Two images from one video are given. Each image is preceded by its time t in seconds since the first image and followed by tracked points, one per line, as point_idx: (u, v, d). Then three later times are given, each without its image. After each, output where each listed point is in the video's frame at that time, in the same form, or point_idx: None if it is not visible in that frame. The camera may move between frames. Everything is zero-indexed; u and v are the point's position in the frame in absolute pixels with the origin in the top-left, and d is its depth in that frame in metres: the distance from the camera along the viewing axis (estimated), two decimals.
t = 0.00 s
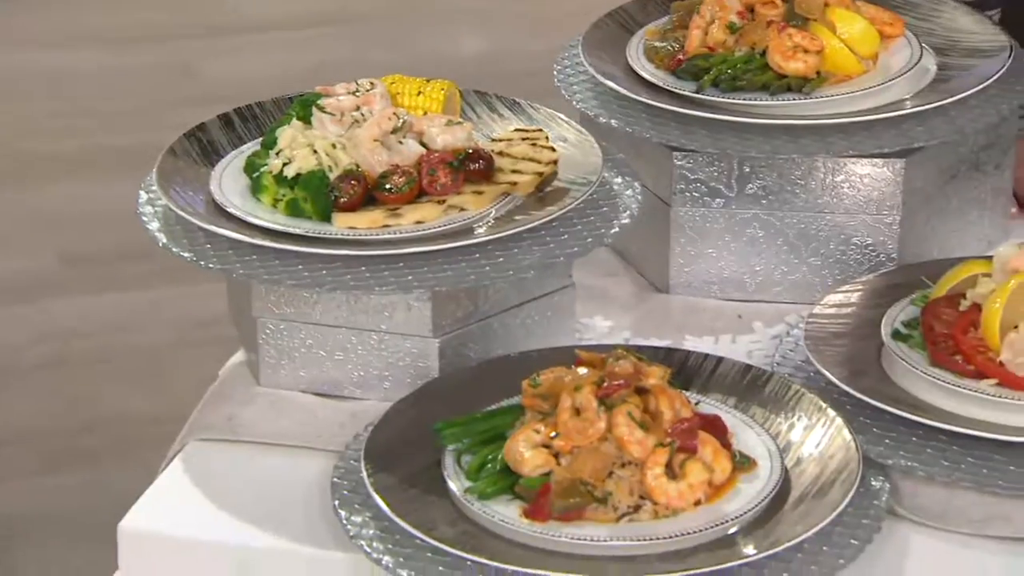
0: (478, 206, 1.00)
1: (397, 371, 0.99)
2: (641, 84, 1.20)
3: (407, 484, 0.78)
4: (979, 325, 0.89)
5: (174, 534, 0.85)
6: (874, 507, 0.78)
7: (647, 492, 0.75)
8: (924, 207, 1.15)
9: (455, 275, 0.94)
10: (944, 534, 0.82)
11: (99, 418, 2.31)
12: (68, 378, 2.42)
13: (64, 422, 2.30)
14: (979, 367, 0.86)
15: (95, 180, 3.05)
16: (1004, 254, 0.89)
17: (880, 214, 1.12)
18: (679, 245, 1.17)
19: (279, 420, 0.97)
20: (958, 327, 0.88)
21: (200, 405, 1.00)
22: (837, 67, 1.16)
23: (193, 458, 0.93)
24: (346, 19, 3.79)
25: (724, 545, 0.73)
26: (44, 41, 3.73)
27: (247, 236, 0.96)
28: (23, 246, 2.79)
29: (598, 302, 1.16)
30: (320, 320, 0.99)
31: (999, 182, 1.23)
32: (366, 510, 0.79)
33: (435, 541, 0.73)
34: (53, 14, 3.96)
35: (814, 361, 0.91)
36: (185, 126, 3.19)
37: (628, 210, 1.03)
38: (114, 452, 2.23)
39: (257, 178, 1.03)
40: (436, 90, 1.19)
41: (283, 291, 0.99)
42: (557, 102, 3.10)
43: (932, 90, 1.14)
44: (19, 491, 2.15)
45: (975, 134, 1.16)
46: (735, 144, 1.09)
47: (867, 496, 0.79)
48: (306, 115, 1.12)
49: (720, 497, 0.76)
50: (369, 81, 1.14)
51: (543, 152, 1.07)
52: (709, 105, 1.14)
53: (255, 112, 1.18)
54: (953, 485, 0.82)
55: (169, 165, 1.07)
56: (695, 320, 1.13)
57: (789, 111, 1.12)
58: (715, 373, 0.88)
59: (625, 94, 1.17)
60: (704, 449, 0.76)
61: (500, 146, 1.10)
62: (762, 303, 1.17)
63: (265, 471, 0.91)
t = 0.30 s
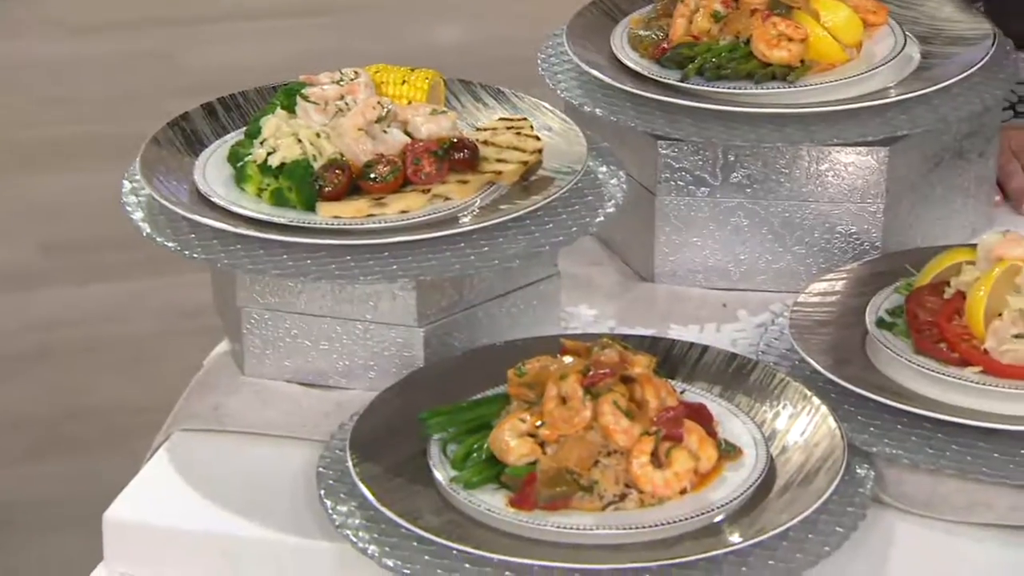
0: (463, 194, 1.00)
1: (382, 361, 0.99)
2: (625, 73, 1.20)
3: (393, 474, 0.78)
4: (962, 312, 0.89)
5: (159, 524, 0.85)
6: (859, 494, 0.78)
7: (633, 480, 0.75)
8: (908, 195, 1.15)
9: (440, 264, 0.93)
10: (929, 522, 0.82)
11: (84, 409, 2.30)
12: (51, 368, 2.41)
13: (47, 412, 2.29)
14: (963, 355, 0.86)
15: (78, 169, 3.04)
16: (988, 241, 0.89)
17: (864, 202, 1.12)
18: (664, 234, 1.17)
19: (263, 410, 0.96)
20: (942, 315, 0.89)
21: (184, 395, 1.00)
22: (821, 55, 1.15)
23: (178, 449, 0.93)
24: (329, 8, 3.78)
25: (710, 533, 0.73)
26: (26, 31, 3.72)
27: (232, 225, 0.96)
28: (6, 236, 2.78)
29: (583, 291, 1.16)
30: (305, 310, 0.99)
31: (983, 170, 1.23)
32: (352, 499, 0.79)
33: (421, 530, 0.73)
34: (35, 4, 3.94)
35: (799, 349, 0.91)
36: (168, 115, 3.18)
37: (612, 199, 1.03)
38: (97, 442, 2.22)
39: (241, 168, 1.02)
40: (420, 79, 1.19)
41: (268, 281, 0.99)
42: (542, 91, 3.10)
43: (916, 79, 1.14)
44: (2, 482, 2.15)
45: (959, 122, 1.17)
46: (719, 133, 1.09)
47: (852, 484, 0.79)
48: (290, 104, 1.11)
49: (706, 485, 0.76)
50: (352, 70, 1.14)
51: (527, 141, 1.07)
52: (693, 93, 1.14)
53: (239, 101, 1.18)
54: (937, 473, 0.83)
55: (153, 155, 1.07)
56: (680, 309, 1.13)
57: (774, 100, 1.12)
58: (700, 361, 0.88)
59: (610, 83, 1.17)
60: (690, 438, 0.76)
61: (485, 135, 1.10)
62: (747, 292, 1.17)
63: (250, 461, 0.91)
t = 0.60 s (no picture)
0: (450, 185, 1.00)
1: (369, 353, 0.99)
2: (612, 64, 1.20)
3: (381, 466, 0.78)
4: (949, 302, 0.89)
5: (146, 517, 0.85)
6: (847, 485, 0.79)
7: (622, 472, 0.75)
8: (894, 185, 1.16)
9: (428, 257, 0.93)
10: (916, 512, 0.82)
11: (71, 402, 2.29)
12: (37, 361, 2.40)
13: (33, 405, 2.29)
14: (950, 345, 0.86)
15: (62, 162, 3.02)
16: (975, 231, 0.90)
17: (851, 193, 1.13)
18: (650, 225, 1.17)
19: (250, 403, 0.96)
20: (928, 305, 0.89)
21: (171, 388, 1.00)
22: (807, 46, 1.16)
23: (165, 442, 0.93)
24: None
25: (698, 524, 0.73)
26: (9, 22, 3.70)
27: (218, 218, 0.96)
28: None
29: (569, 283, 1.16)
30: (292, 302, 0.99)
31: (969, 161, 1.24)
32: (340, 492, 0.79)
33: (410, 523, 0.73)
34: None
35: (786, 340, 0.91)
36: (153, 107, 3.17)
37: (600, 190, 1.03)
38: (84, 435, 2.22)
39: (227, 160, 1.02)
40: (406, 71, 1.18)
41: (255, 273, 0.99)
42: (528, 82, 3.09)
43: (902, 70, 1.14)
44: None
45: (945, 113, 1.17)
46: (706, 125, 1.09)
47: (840, 475, 0.80)
48: (276, 96, 1.10)
49: (694, 476, 0.76)
50: (338, 62, 1.13)
51: (514, 133, 1.07)
52: (680, 85, 1.14)
53: (225, 93, 1.17)
54: (925, 463, 0.83)
55: (138, 147, 1.06)
56: (667, 300, 1.13)
57: (760, 91, 1.12)
58: (688, 352, 0.88)
59: (596, 74, 1.17)
60: (678, 429, 0.76)
61: (472, 127, 1.09)
62: (734, 283, 1.17)
63: (237, 454, 0.91)
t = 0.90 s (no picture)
0: (438, 179, 1.00)
1: (357, 347, 0.99)
2: (599, 57, 1.20)
3: (370, 460, 0.78)
4: (937, 295, 0.89)
5: (133, 512, 0.85)
6: (836, 478, 0.79)
7: (611, 465, 0.75)
8: (881, 177, 1.16)
9: (416, 250, 0.93)
10: (905, 504, 0.82)
11: (58, 397, 2.29)
12: (22, 356, 2.40)
13: (19, 400, 2.28)
14: (938, 337, 0.87)
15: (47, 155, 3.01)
16: (962, 223, 0.90)
17: (838, 185, 1.13)
18: (638, 218, 1.17)
19: (238, 397, 0.96)
20: (917, 298, 0.89)
21: (158, 382, 1.00)
22: (794, 39, 1.16)
23: (153, 437, 0.92)
24: None
25: (688, 517, 0.73)
26: None
27: (205, 212, 0.95)
28: None
29: (557, 276, 1.16)
30: (279, 296, 0.99)
31: (955, 152, 1.24)
32: (330, 486, 0.79)
33: (399, 517, 0.73)
34: None
35: (774, 332, 0.91)
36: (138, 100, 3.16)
37: (588, 183, 1.03)
38: (70, 430, 2.21)
39: (214, 154, 1.02)
40: (394, 64, 1.18)
41: (242, 268, 0.98)
42: (515, 75, 3.09)
43: (889, 62, 1.15)
44: None
45: (932, 105, 1.17)
46: (693, 117, 1.09)
47: (829, 467, 0.80)
48: (263, 90, 1.10)
49: (684, 469, 0.76)
50: (325, 55, 1.13)
51: (502, 125, 1.07)
52: (667, 77, 1.14)
53: (211, 87, 1.17)
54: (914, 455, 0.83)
55: (125, 140, 1.06)
56: (655, 293, 1.13)
57: (747, 83, 1.12)
58: (676, 345, 0.88)
59: (583, 67, 1.17)
60: (668, 422, 0.76)
61: (459, 120, 1.09)
62: (722, 276, 1.17)
63: (226, 449, 0.91)
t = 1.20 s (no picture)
0: (426, 174, 0.99)
1: (346, 344, 0.98)
2: (586, 51, 1.19)
3: (360, 457, 0.78)
4: (927, 289, 0.89)
5: (120, 510, 0.84)
6: (827, 473, 0.79)
7: (602, 462, 0.74)
8: (870, 172, 1.16)
9: (404, 246, 0.93)
10: (896, 499, 0.82)
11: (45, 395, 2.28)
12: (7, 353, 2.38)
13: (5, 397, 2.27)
14: (928, 332, 0.86)
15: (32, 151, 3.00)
16: (952, 217, 0.90)
17: (827, 179, 1.13)
18: (626, 213, 1.17)
19: (226, 394, 0.96)
20: (907, 292, 0.89)
21: (145, 380, 0.99)
22: (782, 32, 1.16)
23: (140, 435, 0.92)
24: None
25: (680, 513, 0.73)
26: None
27: (193, 208, 0.95)
28: None
29: (546, 271, 1.16)
30: (267, 293, 0.98)
31: (943, 147, 1.24)
32: (319, 483, 0.78)
33: (389, 514, 0.73)
34: None
35: (764, 327, 0.91)
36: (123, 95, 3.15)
37: (577, 178, 1.03)
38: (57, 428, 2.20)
39: (200, 149, 1.01)
40: (380, 59, 1.17)
41: (229, 264, 0.98)
42: (501, 70, 3.08)
43: (878, 56, 1.14)
44: None
45: (920, 99, 1.17)
46: (682, 112, 1.09)
47: (820, 462, 0.79)
48: (249, 85, 1.09)
49: (674, 465, 0.76)
50: (313, 50, 1.12)
51: (490, 121, 1.06)
52: (655, 72, 1.14)
53: (196, 82, 1.16)
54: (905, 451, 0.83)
55: (110, 136, 1.05)
56: (644, 288, 1.13)
57: (736, 78, 1.12)
58: (666, 341, 0.88)
59: (571, 61, 1.17)
60: (658, 418, 0.76)
61: (447, 115, 1.09)
62: (711, 271, 1.17)
63: (213, 447, 0.90)
